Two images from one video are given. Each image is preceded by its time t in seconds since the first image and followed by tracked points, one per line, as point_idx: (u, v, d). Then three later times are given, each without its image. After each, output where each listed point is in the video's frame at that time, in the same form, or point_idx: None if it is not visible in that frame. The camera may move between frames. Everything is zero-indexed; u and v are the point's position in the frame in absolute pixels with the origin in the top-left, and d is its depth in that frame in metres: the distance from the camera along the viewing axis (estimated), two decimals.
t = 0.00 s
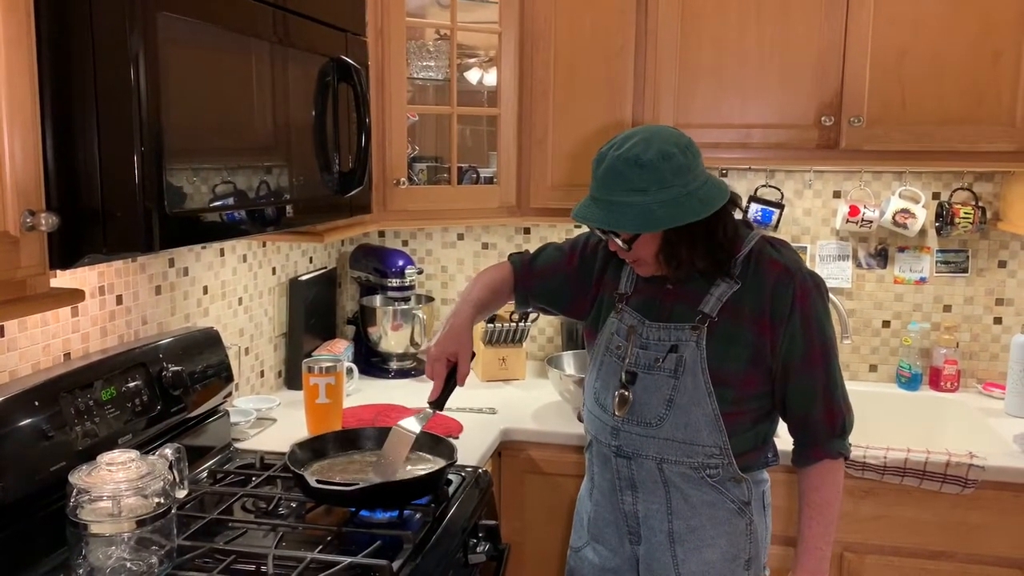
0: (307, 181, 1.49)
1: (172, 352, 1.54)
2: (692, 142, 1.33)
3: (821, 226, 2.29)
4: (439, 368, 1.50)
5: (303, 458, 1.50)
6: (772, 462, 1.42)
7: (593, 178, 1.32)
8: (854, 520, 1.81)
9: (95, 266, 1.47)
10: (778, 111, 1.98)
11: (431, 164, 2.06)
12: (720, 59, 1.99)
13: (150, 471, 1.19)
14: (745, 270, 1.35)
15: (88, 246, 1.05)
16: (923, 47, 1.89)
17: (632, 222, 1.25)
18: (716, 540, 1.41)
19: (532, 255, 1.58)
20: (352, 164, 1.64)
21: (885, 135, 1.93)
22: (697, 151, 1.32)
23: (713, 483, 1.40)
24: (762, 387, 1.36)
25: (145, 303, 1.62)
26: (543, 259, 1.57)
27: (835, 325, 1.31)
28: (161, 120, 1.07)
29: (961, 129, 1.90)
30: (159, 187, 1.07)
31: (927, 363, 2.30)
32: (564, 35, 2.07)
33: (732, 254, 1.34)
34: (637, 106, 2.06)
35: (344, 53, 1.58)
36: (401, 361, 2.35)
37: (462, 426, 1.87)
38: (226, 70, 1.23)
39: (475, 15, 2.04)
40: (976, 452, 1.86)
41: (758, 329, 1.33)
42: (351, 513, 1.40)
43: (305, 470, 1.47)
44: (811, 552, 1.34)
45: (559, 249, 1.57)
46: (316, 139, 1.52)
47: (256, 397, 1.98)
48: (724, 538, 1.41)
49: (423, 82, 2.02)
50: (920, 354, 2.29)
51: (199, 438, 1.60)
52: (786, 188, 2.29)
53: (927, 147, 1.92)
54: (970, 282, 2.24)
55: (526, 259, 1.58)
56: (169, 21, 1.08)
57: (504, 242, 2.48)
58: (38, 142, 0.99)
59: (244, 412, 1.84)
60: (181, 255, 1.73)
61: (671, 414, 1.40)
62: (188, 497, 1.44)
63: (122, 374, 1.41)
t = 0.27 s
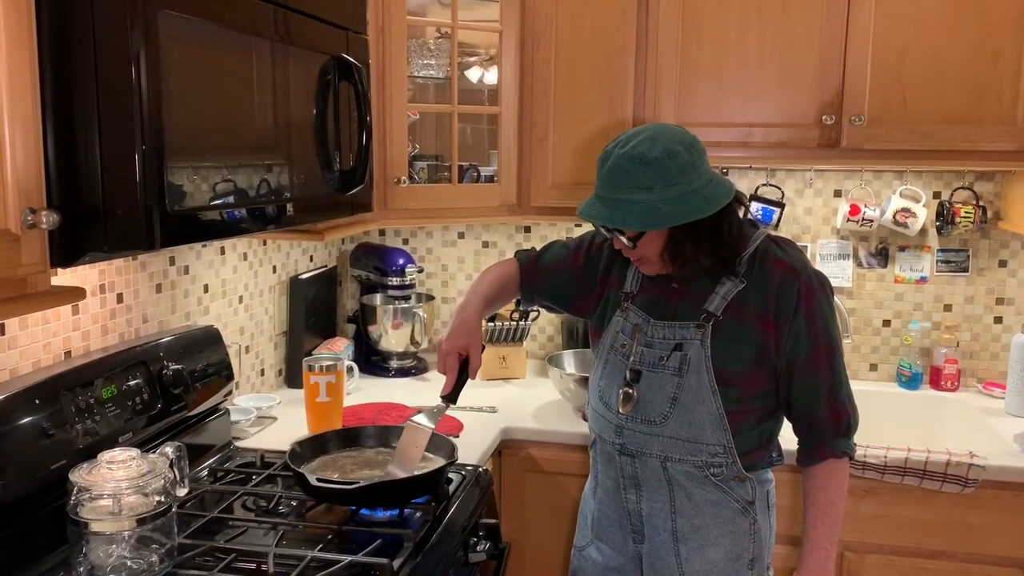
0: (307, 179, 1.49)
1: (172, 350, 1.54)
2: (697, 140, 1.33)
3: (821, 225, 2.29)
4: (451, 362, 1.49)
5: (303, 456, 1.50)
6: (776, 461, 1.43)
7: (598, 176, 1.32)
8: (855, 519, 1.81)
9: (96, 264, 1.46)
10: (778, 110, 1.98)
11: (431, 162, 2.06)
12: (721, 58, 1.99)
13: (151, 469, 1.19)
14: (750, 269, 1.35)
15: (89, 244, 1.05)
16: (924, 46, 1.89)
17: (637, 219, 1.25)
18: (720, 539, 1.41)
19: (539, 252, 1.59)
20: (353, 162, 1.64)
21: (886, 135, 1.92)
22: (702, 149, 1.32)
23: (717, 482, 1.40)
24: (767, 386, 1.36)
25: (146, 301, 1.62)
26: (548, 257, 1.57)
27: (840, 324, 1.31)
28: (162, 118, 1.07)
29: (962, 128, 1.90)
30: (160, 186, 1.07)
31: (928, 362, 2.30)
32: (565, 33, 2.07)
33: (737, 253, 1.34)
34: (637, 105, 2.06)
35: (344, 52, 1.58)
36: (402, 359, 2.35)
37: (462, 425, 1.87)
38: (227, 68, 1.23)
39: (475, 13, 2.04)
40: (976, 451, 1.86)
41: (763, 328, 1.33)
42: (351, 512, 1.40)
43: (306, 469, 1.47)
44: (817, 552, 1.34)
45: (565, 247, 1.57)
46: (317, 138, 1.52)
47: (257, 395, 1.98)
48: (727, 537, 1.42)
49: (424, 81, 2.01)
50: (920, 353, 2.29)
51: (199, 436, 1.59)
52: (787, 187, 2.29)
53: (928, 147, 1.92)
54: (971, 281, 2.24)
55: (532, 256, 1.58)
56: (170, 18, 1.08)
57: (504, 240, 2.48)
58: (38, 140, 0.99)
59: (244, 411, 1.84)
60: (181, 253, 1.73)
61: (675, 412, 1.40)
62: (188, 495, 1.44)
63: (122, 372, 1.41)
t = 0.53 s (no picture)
0: (307, 178, 1.49)
1: (172, 349, 1.54)
2: (699, 137, 1.33)
3: (821, 224, 2.29)
4: (454, 357, 1.49)
5: (302, 455, 1.50)
6: (777, 459, 1.43)
7: (600, 172, 1.32)
8: (855, 517, 1.81)
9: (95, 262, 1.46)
10: (778, 108, 1.98)
11: (431, 161, 2.06)
12: (721, 56, 1.98)
13: (151, 467, 1.19)
14: (751, 267, 1.35)
15: (89, 242, 1.05)
16: (924, 44, 1.89)
17: (640, 216, 1.25)
18: (721, 537, 1.41)
19: (541, 248, 1.58)
20: (352, 161, 1.63)
21: (887, 133, 1.92)
22: (704, 147, 1.32)
23: (718, 480, 1.39)
24: (768, 383, 1.36)
25: (146, 299, 1.62)
26: (551, 253, 1.57)
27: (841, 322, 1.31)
28: (161, 116, 1.07)
29: (962, 127, 1.90)
30: (160, 184, 1.06)
31: (928, 361, 2.30)
32: (565, 31, 2.07)
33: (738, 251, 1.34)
34: (637, 103, 2.06)
35: (344, 50, 1.58)
36: (402, 358, 2.35)
37: (462, 423, 1.87)
38: (227, 66, 1.23)
39: (475, 11, 2.04)
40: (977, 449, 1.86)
41: (764, 326, 1.33)
42: (351, 510, 1.40)
43: (306, 467, 1.47)
44: (819, 551, 1.34)
45: (568, 244, 1.57)
46: (316, 136, 1.52)
47: (257, 393, 1.98)
48: (729, 535, 1.41)
49: (424, 79, 2.01)
50: (920, 351, 2.29)
51: (199, 435, 1.59)
52: (787, 185, 2.28)
53: (929, 145, 1.92)
54: (971, 279, 2.24)
55: (535, 253, 1.58)
56: (170, 16, 1.08)
57: (504, 239, 2.48)
58: (38, 139, 0.98)
59: (244, 409, 1.84)
60: (181, 252, 1.73)
61: (676, 410, 1.40)
62: (188, 493, 1.44)
63: (121, 370, 1.41)
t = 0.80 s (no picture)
0: (307, 174, 1.48)
1: (173, 345, 1.54)
2: (696, 133, 1.33)
3: (822, 220, 2.29)
4: (449, 347, 1.50)
5: (303, 451, 1.50)
6: (776, 455, 1.42)
7: (596, 169, 1.32)
8: (856, 514, 1.81)
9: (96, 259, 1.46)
10: (779, 104, 1.97)
11: (431, 157, 2.06)
12: (722, 52, 1.98)
13: (151, 464, 1.19)
14: (749, 261, 1.35)
15: (90, 239, 1.05)
16: (925, 40, 1.88)
17: (635, 212, 1.25)
18: (720, 533, 1.41)
19: (542, 241, 1.59)
20: (352, 157, 1.63)
21: (888, 129, 1.92)
22: (700, 143, 1.32)
23: (717, 475, 1.39)
24: (766, 378, 1.36)
25: (146, 296, 1.62)
26: (551, 246, 1.57)
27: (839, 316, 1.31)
28: (162, 112, 1.07)
29: (963, 122, 1.89)
30: (160, 180, 1.06)
31: (928, 357, 2.30)
32: (565, 27, 2.06)
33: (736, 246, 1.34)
34: (638, 98, 2.06)
35: (344, 45, 1.57)
36: (402, 354, 2.34)
37: (463, 419, 1.87)
38: (228, 62, 1.23)
39: (476, 7, 2.04)
40: (978, 446, 1.86)
41: (762, 320, 1.33)
42: (352, 506, 1.40)
43: (306, 463, 1.47)
44: (819, 545, 1.33)
45: (568, 238, 1.57)
46: (317, 132, 1.52)
47: (257, 390, 1.98)
48: (728, 531, 1.41)
49: (424, 75, 2.01)
50: (921, 348, 2.29)
51: (200, 431, 1.59)
52: (788, 181, 2.28)
53: (930, 141, 1.91)
54: (972, 275, 2.24)
55: (535, 245, 1.58)
56: (170, 12, 1.07)
57: (504, 235, 2.48)
58: (38, 135, 0.98)
59: (244, 405, 1.84)
60: (181, 248, 1.72)
61: (674, 405, 1.40)
62: (189, 490, 1.43)
63: (122, 367, 1.41)
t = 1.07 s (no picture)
0: (308, 167, 1.48)
1: (174, 340, 1.54)
2: (691, 128, 1.32)
3: (824, 214, 2.28)
4: (433, 325, 1.58)
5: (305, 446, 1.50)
6: (771, 449, 1.42)
7: (589, 162, 1.32)
8: (857, 508, 1.81)
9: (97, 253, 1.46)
10: (781, 97, 1.97)
11: (433, 151, 2.05)
12: (724, 45, 1.97)
13: (152, 459, 1.19)
14: (742, 255, 1.34)
15: (90, 234, 1.05)
16: (928, 33, 1.88)
17: (627, 206, 1.24)
18: (716, 527, 1.41)
19: (541, 241, 1.60)
20: (353, 152, 1.63)
21: (891, 122, 1.91)
22: (695, 138, 1.31)
23: (713, 469, 1.39)
24: (761, 371, 1.36)
25: (147, 290, 1.62)
26: (550, 246, 1.59)
27: (833, 308, 1.30)
28: (161, 107, 1.06)
29: (966, 116, 1.89)
30: (160, 174, 1.06)
31: (930, 352, 2.29)
32: (567, 20, 2.06)
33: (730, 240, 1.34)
34: (640, 92, 2.05)
35: (345, 39, 1.57)
36: (403, 349, 2.34)
37: (464, 414, 1.87)
38: (228, 56, 1.22)
39: None
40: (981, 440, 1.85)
41: (755, 313, 1.33)
42: (353, 501, 1.40)
43: (308, 459, 1.47)
44: (813, 538, 1.33)
45: (566, 236, 1.58)
46: (317, 126, 1.51)
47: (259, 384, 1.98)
48: (724, 525, 1.41)
49: (425, 69, 2.00)
50: (923, 342, 2.28)
51: (201, 425, 1.60)
52: (790, 175, 2.28)
53: (933, 135, 1.91)
54: (974, 269, 2.23)
55: (535, 245, 1.60)
56: (169, 5, 1.07)
57: (506, 229, 2.48)
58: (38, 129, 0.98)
59: (246, 400, 1.83)
60: (182, 243, 1.72)
61: (670, 399, 1.39)
62: (190, 484, 1.43)
63: (123, 361, 1.41)
